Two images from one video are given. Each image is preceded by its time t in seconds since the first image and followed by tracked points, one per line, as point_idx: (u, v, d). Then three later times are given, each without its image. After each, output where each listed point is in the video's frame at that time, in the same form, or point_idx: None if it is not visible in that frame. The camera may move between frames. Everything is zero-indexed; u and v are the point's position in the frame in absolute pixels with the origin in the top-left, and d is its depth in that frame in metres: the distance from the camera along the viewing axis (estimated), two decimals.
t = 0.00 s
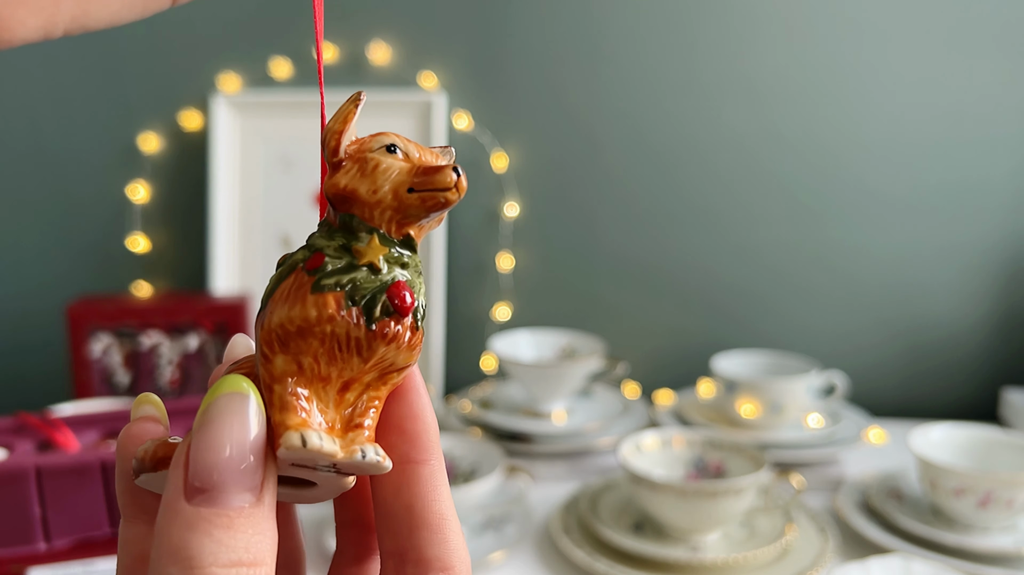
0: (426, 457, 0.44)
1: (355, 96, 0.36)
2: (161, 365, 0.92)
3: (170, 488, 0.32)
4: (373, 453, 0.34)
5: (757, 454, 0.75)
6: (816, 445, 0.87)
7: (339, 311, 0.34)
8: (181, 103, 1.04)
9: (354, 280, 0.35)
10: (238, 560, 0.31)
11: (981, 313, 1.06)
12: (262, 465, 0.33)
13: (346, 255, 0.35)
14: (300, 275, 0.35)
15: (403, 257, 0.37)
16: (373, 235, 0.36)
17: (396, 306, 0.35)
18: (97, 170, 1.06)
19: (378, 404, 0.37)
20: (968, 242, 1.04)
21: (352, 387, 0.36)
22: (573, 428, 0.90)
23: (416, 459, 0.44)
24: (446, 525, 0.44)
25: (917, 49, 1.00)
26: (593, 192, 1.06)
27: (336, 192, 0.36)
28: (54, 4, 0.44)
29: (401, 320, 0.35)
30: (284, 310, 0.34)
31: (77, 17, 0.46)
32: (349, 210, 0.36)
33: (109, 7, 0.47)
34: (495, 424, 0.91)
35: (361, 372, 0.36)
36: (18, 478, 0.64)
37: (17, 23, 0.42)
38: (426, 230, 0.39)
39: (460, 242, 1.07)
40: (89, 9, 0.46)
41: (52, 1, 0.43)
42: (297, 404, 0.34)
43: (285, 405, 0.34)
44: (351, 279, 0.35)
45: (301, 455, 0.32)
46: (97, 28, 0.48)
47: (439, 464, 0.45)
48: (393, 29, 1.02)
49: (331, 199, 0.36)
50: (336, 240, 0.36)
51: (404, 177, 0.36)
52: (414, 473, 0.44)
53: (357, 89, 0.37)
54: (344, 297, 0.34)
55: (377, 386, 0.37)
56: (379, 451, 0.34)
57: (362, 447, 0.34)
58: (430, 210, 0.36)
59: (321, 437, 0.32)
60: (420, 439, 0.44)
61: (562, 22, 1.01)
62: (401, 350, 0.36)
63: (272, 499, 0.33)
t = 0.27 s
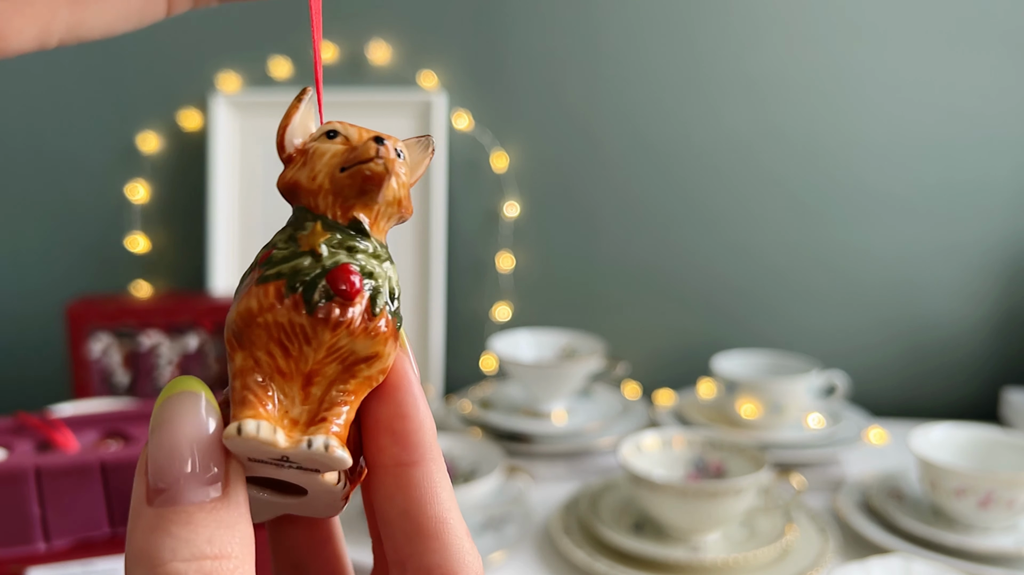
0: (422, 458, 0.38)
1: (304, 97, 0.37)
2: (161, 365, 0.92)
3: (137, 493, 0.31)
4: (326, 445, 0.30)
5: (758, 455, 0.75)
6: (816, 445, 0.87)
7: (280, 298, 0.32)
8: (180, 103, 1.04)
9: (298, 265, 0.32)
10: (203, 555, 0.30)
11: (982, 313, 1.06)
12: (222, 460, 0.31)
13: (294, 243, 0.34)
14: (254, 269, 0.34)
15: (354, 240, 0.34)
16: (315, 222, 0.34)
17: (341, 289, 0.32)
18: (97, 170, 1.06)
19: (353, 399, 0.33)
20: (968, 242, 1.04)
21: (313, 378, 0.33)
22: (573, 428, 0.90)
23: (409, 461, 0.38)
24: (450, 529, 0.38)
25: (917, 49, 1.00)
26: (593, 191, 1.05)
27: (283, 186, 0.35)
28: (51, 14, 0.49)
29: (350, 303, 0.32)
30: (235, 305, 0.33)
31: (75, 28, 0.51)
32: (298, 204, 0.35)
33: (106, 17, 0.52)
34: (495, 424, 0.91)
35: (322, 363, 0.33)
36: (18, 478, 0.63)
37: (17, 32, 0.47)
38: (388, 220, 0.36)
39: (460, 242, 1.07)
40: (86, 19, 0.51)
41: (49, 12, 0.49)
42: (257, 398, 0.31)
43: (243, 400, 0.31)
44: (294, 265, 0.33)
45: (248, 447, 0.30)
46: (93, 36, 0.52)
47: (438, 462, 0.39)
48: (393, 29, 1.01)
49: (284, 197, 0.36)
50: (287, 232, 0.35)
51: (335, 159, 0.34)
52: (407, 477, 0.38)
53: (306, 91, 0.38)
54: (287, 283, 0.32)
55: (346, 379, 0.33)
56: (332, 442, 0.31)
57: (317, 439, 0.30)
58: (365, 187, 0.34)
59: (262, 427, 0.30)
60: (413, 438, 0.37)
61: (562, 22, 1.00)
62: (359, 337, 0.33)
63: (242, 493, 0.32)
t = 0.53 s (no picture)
0: (398, 455, 0.35)
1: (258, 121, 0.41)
2: (161, 366, 0.92)
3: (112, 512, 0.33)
4: (264, 439, 0.31)
5: (758, 455, 0.75)
6: (816, 445, 0.87)
7: (227, 304, 0.35)
8: (180, 102, 1.04)
9: (241, 271, 0.35)
10: (158, 548, 0.31)
11: (981, 313, 1.06)
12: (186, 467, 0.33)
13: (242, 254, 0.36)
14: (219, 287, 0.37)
15: (294, 240, 0.36)
16: (259, 228, 0.37)
17: (278, 289, 0.34)
18: (96, 170, 1.06)
19: (310, 398, 0.34)
20: (968, 242, 1.04)
21: (263, 378, 0.35)
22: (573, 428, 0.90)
23: (385, 460, 0.35)
24: (436, 532, 0.35)
25: (917, 49, 1.00)
26: (592, 191, 1.05)
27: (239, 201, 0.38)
28: (41, 28, 0.52)
29: (288, 301, 0.34)
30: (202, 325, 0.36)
31: (63, 41, 0.54)
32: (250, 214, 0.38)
33: (93, 30, 0.55)
34: (495, 424, 0.91)
35: (272, 364, 0.34)
36: (18, 478, 0.63)
37: (6, 46, 0.51)
38: (334, 222, 0.38)
39: (460, 242, 1.07)
40: (74, 32, 0.54)
41: (40, 28, 0.52)
42: (218, 404, 0.34)
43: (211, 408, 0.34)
44: (238, 272, 0.35)
45: (195, 446, 0.32)
46: (81, 49, 0.56)
47: (419, 459, 0.36)
48: (393, 29, 1.01)
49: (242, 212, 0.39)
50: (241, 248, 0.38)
51: (268, 162, 0.37)
52: (384, 477, 0.35)
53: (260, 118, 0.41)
54: (233, 290, 0.35)
55: (301, 379, 0.35)
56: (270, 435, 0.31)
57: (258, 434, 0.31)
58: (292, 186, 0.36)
59: (206, 428, 0.32)
60: (387, 434, 0.35)
61: (562, 21, 1.00)
62: (301, 334, 0.34)
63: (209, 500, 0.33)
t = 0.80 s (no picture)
0: (377, 453, 0.34)
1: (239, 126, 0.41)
2: (161, 366, 0.92)
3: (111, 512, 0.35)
4: (214, 442, 0.31)
5: (758, 455, 0.75)
6: (816, 445, 0.87)
7: (193, 314, 0.35)
8: (181, 103, 1.04)
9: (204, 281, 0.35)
10: (126, 542, 0.32)
11: (981, 313, 1.06)
12: (169, 469, 0.34)
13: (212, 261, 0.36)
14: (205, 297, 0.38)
15: (251, 243, 0.36)
16: (225, 235, 0.37)
17: (229, 293, 0.33)
18: (97, 170, 1.06)
19: (276, 401, 0.34)
20: (968, 242, 1.04)
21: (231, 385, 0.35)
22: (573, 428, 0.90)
23: (364, 458, 0.34)
24: (421, 529, 0.33)
25: (918, 49, 1.00)
26: (593, 191, 1.05)
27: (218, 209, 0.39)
28: (33, 32, 0.53)
29: (243, 303, 0.34)
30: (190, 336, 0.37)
31: (57, 45, 0.54)
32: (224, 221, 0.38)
33: (88, 33, 0.56)
34: (495, 424, 0.91)
35: (236, 369, 0.34)
36: (18, 478, 0.63)
37: None
38: (299, 224, 0.37)
39: (460, 242, 1.07)
40: (68, 34, 0.54)
41: (32, 31, 0.53)
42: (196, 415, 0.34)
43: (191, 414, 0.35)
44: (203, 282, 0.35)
45: (158, 450, 0.32)
46: (75, 53, 0.56)
47: (400, 455, 0.34)
48: (393, 29, 1.01)
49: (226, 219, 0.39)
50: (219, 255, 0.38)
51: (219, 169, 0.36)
52: (363, 476, 0.33)
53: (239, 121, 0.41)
54: (197, 299, 0.35)
55: (266, 383, 0.34)
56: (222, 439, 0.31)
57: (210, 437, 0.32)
58: (241, 186, 0.35)
59: (167, 430, 0.32)
60: (365, 433, 0.34)
61: (562, 22, 1.00)
62: (257, 336, 0.34)
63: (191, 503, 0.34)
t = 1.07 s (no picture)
0: (365, 459, 0.33)
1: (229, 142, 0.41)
2: (161, 366, 0.92)
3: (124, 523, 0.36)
4: (194, 459, 0.32)
5: (758, 455, 0.76)
6: (816, 445, 0.87)
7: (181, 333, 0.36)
8: (181, 103, 1.04)
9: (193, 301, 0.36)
10: (109, 545, 0.32)
11: (981, 313, 1.06)
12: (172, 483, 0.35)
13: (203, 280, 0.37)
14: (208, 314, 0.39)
15: (229, 260, 0.36)
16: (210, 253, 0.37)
17: (205, 313, 0.34)
18: (97, 170, 1.06)
19: (258, 415, 0.34)
20: (968, 242, 1.04)
21: (219, 400, 0.35)
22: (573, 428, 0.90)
23: (350, 465, 0.33)
24: (409, 537, 0.31)
25: (918, 49, 1.00)
26: (592, 192, 1.05)
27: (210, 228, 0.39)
28: (36, 33, 0.52)
29: (220, 320, 0.34)
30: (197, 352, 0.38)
31: (60, 44, 0.54)
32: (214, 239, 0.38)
33: (90, 34, 0.55)
34: (495, 424, 0.91)
35: (220, 385, 0.35)
36: (19, 478, 0.64)
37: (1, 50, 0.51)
38: (276, 238, 0.37)
39: (460, 242, 1.07)
40: (70, 34, 0.54)
41: (34, 30, 0.52)
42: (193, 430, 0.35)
43: (192, 429, 0.35)
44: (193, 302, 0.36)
45: (153, 466, 0.34)
46: (78, 53, 0.55)
47: (390, 461, 0.33)
48: (393, 29, 1.02)
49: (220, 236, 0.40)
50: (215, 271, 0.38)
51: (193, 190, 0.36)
52: (349, 482, 0.32)
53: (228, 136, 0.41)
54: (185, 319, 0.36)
55: (249, 396, 0.34)
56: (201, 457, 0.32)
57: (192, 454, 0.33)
58: (208, 206, 0.35)
59: (160, 449, 0.33)
60: (352, 439, 0.33)
61: (562, 22, 1.00)
62: (235, 351, 0.34)
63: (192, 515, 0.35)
